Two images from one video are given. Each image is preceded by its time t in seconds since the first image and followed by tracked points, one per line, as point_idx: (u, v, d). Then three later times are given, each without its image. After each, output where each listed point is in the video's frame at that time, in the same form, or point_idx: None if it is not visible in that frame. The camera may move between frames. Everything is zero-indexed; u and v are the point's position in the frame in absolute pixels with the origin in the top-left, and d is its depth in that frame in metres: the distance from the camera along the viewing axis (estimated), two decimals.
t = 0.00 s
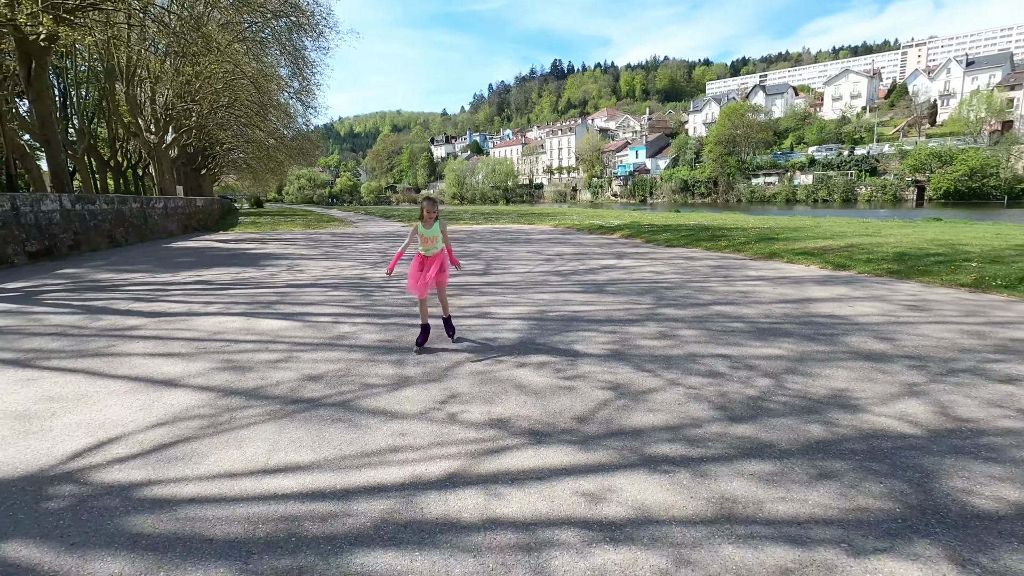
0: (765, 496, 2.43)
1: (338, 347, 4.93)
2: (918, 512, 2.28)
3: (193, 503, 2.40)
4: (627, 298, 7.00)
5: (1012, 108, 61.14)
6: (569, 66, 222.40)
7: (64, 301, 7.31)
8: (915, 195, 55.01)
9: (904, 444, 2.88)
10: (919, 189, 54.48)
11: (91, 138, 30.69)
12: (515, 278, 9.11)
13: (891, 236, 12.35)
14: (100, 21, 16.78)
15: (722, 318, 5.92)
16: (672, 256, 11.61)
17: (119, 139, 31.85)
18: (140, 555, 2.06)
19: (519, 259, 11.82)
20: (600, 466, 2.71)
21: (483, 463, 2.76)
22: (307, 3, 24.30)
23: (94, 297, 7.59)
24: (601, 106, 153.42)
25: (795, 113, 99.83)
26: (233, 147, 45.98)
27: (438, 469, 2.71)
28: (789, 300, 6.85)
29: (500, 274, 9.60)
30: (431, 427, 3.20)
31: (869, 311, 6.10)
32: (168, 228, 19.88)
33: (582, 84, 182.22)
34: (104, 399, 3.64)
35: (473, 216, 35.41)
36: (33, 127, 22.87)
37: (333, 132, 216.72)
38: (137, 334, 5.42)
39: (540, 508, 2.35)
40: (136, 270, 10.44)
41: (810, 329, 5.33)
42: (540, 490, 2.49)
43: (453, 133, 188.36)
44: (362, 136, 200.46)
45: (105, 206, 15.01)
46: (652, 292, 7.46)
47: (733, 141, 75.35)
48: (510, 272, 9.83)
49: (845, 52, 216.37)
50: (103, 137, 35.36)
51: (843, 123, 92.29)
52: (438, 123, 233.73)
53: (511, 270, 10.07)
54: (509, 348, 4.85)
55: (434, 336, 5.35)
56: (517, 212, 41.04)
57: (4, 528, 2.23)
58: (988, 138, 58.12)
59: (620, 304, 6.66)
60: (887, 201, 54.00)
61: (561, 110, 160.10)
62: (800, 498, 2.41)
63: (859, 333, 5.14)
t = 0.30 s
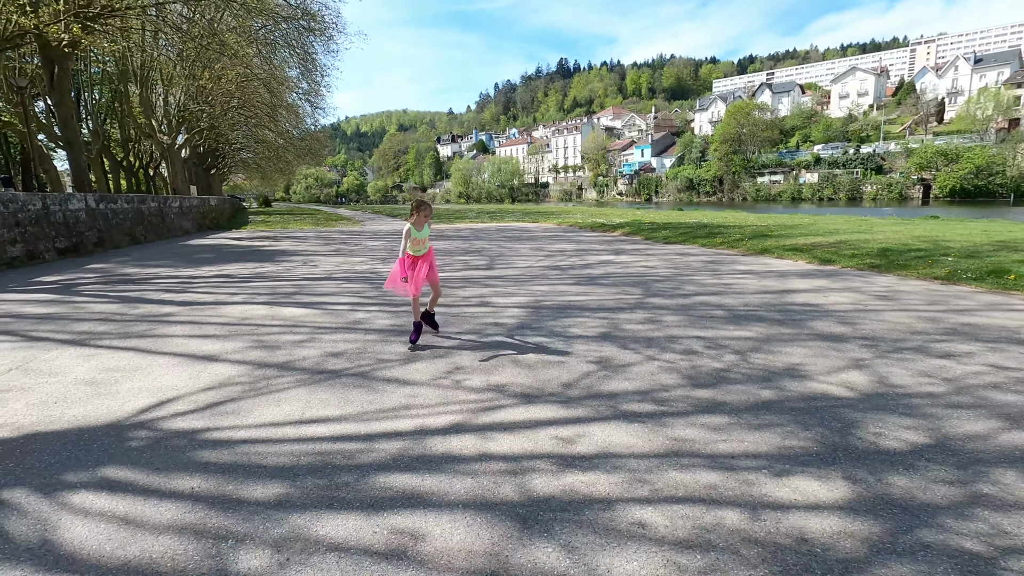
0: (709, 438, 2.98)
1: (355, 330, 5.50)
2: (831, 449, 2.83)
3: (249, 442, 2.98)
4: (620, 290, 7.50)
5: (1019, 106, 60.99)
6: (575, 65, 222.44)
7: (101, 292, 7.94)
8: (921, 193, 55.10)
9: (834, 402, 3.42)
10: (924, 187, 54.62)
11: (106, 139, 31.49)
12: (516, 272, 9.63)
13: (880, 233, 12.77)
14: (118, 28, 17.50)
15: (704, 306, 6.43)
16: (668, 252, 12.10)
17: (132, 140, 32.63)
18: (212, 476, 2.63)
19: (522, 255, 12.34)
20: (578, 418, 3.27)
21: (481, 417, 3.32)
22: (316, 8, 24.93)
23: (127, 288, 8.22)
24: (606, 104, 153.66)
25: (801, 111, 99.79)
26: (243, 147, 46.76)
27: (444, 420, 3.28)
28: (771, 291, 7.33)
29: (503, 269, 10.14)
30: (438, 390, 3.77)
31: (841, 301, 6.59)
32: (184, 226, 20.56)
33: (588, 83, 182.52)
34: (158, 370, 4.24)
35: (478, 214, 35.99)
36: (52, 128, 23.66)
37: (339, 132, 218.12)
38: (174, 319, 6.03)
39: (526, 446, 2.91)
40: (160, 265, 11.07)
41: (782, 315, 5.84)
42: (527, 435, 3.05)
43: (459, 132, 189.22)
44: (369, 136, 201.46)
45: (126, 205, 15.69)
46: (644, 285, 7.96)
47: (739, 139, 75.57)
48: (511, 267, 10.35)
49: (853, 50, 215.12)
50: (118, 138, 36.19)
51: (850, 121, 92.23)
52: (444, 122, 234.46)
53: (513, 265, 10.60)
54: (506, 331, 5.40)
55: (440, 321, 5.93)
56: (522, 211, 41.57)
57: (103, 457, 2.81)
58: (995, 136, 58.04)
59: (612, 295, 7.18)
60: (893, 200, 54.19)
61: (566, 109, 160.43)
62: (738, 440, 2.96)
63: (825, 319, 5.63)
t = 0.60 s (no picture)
0: (662, 398, 3.55)
1: (364, 316, 6.10)
2: (761, 405, 3.39)
3: (279, 401, 3.58)
4: (610, 282, 8.07)
5: None
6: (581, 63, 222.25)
7: (130, 284, 8.59)
8: (927, 190, 55.03)
9: (775, 371, 3.97)
10: (931, 184, 54.55)
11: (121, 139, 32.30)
12: (515, 266, 10.20)
13: (868, 229, 13.22)
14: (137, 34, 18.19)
15: (684, 296, 6.98)
16: (663, 248, 12.62)
17: (146, 140, 33.45)
18: (251, 423, 3.23)
19: (522, 251, 12.90)
20: (555, 384, 3.85)
21: (472, 383, 3.91)
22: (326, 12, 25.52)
23: (154, 281, 8.88)
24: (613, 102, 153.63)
25: (809, 108, 99.43)
26: (253, 147, 47.51)
27: (442, 386, 3.87)
28: (750, 282, 7.86)
29: (503, 263, 10.70)
30: (438, 364, 4.36)
31: (813, 291, 7.12)
32: (198, 224, 21.25)
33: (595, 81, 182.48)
34: (195, 347, 4.86)
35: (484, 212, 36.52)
36: (70, 129, 24.47)
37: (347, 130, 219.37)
38: (201, 307, 6.66)
39: (510, 404, 3.50)
40: (181, 260, 11.74)
41: (753, 303, 6.40)
42: (510, 397, 3.63)
43: (465, 131, 189.67)
44: (377, 135, 202.46)
45: (144, 204, 16.38)
46: (633, 277, 8.52)
47: (745, 137, 75.63)
48: (511, 262, 10.92)
49: (861, 45, 213.51)
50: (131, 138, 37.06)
51: (857, 118, 91.84)
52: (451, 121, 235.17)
53: (513, 260, 11.17)
54: (500, 317, 5.99)
55: (441, 308, 6.53)
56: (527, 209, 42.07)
57: (161, 410, 3.42)
58: (1002, 133, 57.81)
59: (602, 286, 7.74)
60: (899, 197, 54.14)
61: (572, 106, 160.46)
62: (686, 399, 3.53)
63: (791, 307, 6.17)
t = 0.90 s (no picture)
0: (627, 371, 4.07)
1: (373, 307, 6.69)
2: (711, 378, 3.89)
3: (297, 374, 4.17)
4: (604, 277, 8.57)
5: None
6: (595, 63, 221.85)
7: (161, 280, 9.30)
8: (944, 188, 54.44)
9: (730, 351, 4.49)
10: (948, 182, 53.97)
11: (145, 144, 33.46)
12: (518, 264, 10.72)
13: (864, 227, 13.51)
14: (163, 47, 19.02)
15: (670, 289, 7.46)
16: (662, 246, 13.05)
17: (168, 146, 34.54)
18: (274, 390, 3.82)
19: (526, 250, 13.42)
20: (535, 361, 4.39)
21: (464, 361, 4.46)
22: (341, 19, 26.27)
23: (182, 277, 9.58)
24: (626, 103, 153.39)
25: (825, 106, 98.51)
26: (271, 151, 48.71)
27: (437, 363, 4.43)
28: (737, 277, 8.31)
29: (506, 261, 11.24)
30: (435, 346, 4.92)
31: (793, 285, 7.56)
32: (219, 226, 22.13)
33: (608, 81, 182.39)
34: (223, 332, 5.49)
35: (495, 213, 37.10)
36: (99, 136, 25.53)
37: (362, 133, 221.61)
38: (227, 300, 7.33)
39: (493, 376, 4.06)
40: (204, 259, 12.47)
41: (732, 296, 6.87)
42: (495, 371, 4.18)
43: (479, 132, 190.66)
44: (391, 138, 204.43)
45: (169, 207, 17.20)
46: (627, 273, 9.00)
47: (758, 136, 75.28)
48: (514, 260, 11.45)
49: (880, 42, 210.45)
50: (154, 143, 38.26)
51: (874, 115, 90.80)
52: (465, 123, 236.24)
53: (516, 258, 11.70)
54: (496, 308, 6.53)
55: (444, 300, 7.10)
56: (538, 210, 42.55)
57: (198, 380, 4.03)
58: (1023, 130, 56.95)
59: (595, 281, 8.24)
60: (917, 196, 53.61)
61: (585, 107, 160.52)
62: (647, 372, 4.05)
63: (767, 299, 6.63)
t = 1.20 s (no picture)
0: (612, 354, 4.55)
1: (389, 304, 7.25)
2: (687, 359, 4.34)
3: (322, 356, 4.73)
4: (607, 276, 9.01)
5: None
6: (614, 68, 221.70)
7: (195, 280, 10.02)
8: (972, 190, 53.43)
9: (710, 339, 4.94)
10: (976, 184, 52.97)
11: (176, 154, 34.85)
12: (527, 265, 11.21)
13: (872, 228, 13.65)
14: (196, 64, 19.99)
15: (669, 286, 7.87)
16: (671, 248, 13.39)
17: (198, 155, 35.94)
18: (300, 369, 4.36)
19: (538, 252, 13.90)
20: (532, 347, 4.89)
21: (468, 347, 4.97)
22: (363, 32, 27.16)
23: (215, 278, 10.30)
24: (645, 107, 153.16)
25: (848, 107, 97.12)
26: (295, 159, 50.13)
27: (444, 348, 4.96)
28: (735, 275, 8.68)
29: (517, 262, 11.74)
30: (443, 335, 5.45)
31: (787, 282, 7.91)
32: (246, 231, 23.09)
33: (627, 86, 182.31)
34: (255, 324, 6.11)
35: (512, 218, 37.61)
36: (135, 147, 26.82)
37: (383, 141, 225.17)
38: (257, 297, 7.98)
39: (493, 358, 4.58)
40: (234, 262, 13.23)
41: (725, 292, 7.26)
42: (495, 354, 4.69)
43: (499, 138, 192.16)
44: (412, 145, 207.72)
45: (201, 213, 18.14)
46: (630, 272, 9.42)
47: (779, 139, 74.75)
48: (525, 260, 11.95)
49: (907, 42, 206.53)
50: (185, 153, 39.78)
51: (900, 116, 89.30)
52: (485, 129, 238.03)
53: (527, 259, 12.18)
54: (502, 304, 7.03)
55: (456, 297, 7.65)
56: (555, 214, 42.96)
57: (237, 360, 4.62)
58: None
59: (598, 280, 8.68)
60: (943, 197, 52.67)
61: (604, 111, 160.77)
62: (631, 354, 4.52)
63: (758, 295, 7.01)
